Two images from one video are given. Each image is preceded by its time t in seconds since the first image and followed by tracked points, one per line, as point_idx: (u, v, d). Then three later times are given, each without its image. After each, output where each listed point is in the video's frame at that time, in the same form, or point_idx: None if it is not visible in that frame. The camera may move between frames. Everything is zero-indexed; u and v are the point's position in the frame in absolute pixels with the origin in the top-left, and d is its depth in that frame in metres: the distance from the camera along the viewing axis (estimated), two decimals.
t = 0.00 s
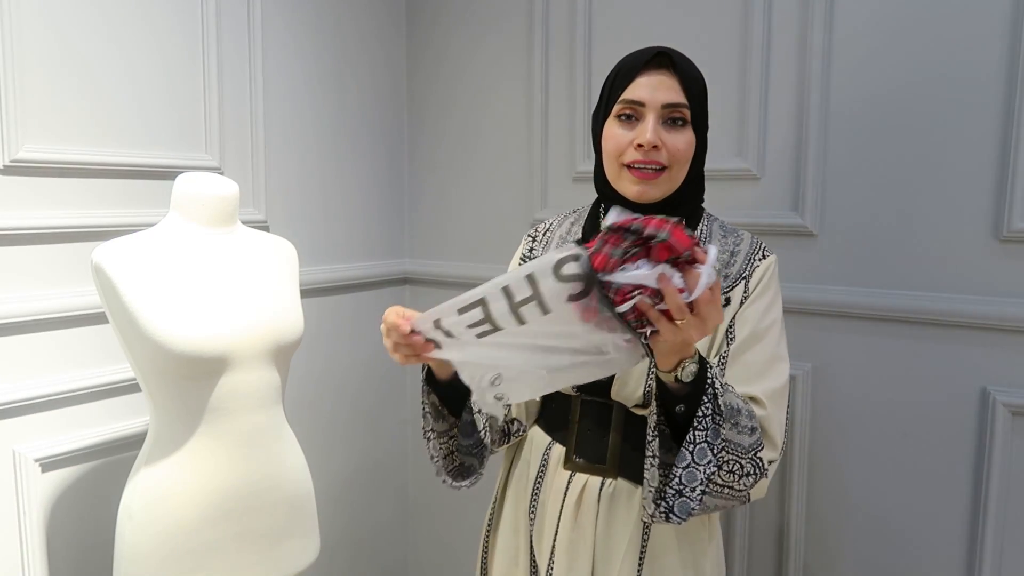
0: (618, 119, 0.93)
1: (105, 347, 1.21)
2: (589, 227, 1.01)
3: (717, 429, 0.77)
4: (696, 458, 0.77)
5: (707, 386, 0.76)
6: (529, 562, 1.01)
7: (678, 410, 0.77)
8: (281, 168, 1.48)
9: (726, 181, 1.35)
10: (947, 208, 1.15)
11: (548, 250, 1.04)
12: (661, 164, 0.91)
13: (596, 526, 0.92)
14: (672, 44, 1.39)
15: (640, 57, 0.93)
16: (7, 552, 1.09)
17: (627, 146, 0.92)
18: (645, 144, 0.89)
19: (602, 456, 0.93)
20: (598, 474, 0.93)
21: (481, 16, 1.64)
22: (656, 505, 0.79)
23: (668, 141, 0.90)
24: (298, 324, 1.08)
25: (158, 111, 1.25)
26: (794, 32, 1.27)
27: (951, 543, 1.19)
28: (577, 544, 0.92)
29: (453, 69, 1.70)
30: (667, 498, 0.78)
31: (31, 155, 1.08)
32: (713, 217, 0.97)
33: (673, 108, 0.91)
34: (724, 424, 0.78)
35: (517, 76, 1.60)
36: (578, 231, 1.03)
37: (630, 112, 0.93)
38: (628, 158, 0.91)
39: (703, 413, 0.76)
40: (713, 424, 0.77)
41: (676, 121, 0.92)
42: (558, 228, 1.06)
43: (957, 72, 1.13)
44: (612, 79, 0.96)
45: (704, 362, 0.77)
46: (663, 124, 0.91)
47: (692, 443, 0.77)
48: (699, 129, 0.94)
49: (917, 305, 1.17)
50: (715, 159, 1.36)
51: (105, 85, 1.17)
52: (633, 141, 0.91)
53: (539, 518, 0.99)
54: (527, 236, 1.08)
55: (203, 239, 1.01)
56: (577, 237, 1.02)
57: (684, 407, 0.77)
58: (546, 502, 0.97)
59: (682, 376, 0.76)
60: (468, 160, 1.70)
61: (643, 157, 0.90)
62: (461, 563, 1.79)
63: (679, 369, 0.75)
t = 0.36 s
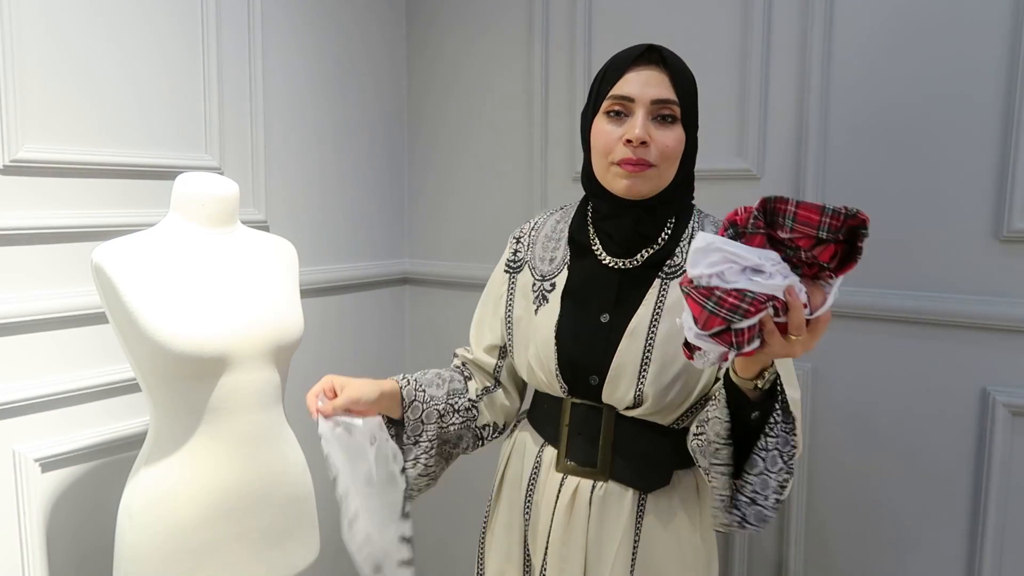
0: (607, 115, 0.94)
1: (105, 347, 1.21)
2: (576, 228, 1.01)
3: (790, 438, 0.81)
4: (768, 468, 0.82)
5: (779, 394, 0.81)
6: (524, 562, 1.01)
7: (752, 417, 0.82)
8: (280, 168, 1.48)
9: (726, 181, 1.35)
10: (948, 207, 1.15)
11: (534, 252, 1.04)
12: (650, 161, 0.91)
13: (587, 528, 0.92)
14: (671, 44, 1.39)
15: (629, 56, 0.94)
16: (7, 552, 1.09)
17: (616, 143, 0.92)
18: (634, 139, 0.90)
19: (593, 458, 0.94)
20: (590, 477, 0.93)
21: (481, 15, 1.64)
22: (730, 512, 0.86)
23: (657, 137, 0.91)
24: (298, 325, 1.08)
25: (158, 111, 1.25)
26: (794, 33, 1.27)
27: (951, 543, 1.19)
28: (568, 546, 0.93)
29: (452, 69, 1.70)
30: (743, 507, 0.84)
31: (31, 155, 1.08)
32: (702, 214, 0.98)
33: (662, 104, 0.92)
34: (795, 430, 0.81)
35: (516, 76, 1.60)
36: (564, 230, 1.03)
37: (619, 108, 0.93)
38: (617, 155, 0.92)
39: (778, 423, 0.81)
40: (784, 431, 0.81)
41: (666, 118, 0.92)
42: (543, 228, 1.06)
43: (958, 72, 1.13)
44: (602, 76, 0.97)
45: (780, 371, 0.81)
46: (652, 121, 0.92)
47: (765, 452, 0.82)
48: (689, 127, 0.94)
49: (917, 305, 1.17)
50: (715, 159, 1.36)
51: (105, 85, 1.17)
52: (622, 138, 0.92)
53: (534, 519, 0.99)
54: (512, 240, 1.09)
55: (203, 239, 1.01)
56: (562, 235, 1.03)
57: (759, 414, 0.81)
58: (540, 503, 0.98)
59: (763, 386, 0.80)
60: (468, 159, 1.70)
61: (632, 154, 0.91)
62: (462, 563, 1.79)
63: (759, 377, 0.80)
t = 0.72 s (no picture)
0: (585, 120, 0.93)
1: (105, 347, 1.21)
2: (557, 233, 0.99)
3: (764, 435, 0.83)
4: (752, 466, 0.82)
5: (755, 394, 0.82)
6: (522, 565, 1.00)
7: (729, 418, 0.82)
8: (281, 168, 1.48)
9: (726, 181, 1.35)
10: (948, 207, 1.15)
11: (514, 258, 1.01)
12: (630, 167, 0.90)
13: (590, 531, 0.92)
14: (671, 44, 1.39)
15: (607, 56, 0.92)
16: (7, 552, 1.09)
17: (595, 149, 0.91)
18: (613, 146, 0.88)
19: (591, 462, 0.93)
20: (589, 480, 0.93)
21: (482, 15, 1.64)
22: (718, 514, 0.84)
23: (637, 143, 0.90)
24: (298, 324, 1.08)
25: (158, 111, 1.25)
26: (793, 33, 1.27)
27: (951, 543, 1.19)
28: (572, 549, 0.93)
29: (451, 69, 1.70)
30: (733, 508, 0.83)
31: (31, 155, 1.08)
32: (680, 211, 0.99)
33: (641, 109, 0.90)
34: (768, 428, 0.84)
35: (516, 77, 1.60)
36: (546, 235, 1.01)
37: (597, 113, 0.92)
38: (596, 162, 0.91)
39: (755, 422, 0.82)
40: (761, 429, 0.83)
41: (644, 122, 0.91)
42: (522, 232, 1.03)
43: (958, 72, 1.13)
44: (578, 78, 0.95)
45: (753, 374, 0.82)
46: (631, 125, 0.91)
47: (747, 452, 0.82)
48: (669, 130, 0.93)
49: (917, 305, 1.17)
50: (715, 159, 1.36)
51: (105, 85, 1.17)
52: (601, 144, 0.90)
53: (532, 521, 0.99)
54: (487, 244, 1.04)
55: (203, 239, 1.01)
56: (546, 241, 1.00)
57: (736, 415, 0.82)
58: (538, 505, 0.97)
59: (739, 390, 0.81)
60: (467, 159, 1.70)
61: (611, 161, 0.89)
62: (462, 563, 1.79)
63: (735, 383, 0.80)
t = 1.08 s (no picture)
0: (562, 118, 0.92)
1: (105, 347, 1.21)
2: (545, 240, 0.93)
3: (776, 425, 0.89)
4: (760, 451, 0.89)
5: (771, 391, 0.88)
6: None
7: (745, 412, 0.90)
8: (281, 167, 1.48)
9: (726, 181, 1.35)
10: (947, 207, 1.15)
11: (500, 270, 0.94)
12: (612, 162, 0.89)
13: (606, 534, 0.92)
14: (671, 44, 1.39)
15: (585, 54, 0.91)
16: (7, 552, 1.09)
17: (575, 145, 0.90)
18: (595, 142, 0.87)
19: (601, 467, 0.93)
20: (602, 485, 0.92)
21: (482, 15, 1.64)
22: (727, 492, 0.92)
23: (618, 138, 0.89)
24: (298, 324, 1.08)
25: (158, 111, 1.25)
26: (794, 33, 1.27)
27: (951, 543, 1.19)
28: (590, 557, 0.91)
29: (451, 69, 1.70)
30: (737, 486, 0.90)
31: (31, 155, 1.08)
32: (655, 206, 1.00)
33: (619, 104, 0.90)
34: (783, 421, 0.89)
35: (515, 77, 1.60)
36: (532, 243, 0.95)
37: (575, 109, 0.91)
38: (577, 159, 0.89)
39: (768, 413, 0.88)
40: (774, 421, 0.89)
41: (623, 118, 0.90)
42: (502, 240, 0.96)
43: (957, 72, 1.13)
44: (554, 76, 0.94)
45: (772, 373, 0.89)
46: (611, 121, 0.90)
47: (757, 438, 0.89)
48: (648, 126, 0.93)
49: (916, 305, 1.17)
50: (715, 159, 1.36)
51: (106, 85, 1.17)
52: (581, 140, 0.89)
53: (541, 533, 0.96)
54: (465, 253, 0.95)
55: (202, 239, 1.01)
56: (535, 250, 0.94)
57: (752, 409, 0.89)
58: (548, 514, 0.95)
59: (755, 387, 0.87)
60: (467, 159, 1.70)
61: (593, 157, 0.88)
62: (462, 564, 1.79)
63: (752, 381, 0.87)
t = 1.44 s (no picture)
0: (585, 164, 0.89)
1: (104, 347, 1.21)
2: (564, 250, 0.96)
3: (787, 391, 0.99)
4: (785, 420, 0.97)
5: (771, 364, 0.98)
6: None
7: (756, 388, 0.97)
8: (280, 167, 1.48)
9: (726, 181, 1.36)
10: (947, 207, 1.15)
11: (525, 283, 0.94)
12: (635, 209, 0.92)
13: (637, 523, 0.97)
14: (671, 44, 1.39)
15: (606, 76, 0.87)
16: (7, 552, 1.09)
17: (601, 197, 0.90)
18: (625, 202, 0.89)
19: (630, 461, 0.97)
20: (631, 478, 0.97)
21: (482, 15, 1.64)
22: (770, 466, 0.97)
23: (642, 188, 0.90)
24: (298, 323, 1.08)
25: (158, 111, 1.25)
26: (794, 33, 1.27)
27: (951, 544, 1.19)
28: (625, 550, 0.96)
29: (451, 69, 1.70)
30: (780, 457, 0.96)
31: (31, 154, 1.08)
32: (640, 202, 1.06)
33: (643, 155, 0.89)
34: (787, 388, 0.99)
35: (515, 77, 1.60)
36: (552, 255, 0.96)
37: (599, 160, 0.88)
38: (603, 208, 0.91)
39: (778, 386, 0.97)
40: (783, 390, 0.98)
41: (644, 163, 0.90)
42: (519, 253, 0.96)
43: (957, 72, 1.13)
44: (570, 105, 0.89)
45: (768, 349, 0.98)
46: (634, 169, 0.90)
47: (778, 409, 0.97)
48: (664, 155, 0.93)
49: (916, 305, 1.17)
50: (715, 159, 1.36)
51: (106, 85, 1.17)
52: (608, 194, 0.89)
53: (574, 537, 0.97)
54: (485, 272, 0.94)
55: (202, 239, 1.01)
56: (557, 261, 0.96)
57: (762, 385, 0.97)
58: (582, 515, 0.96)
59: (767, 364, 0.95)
60: (467, 159, 1.70)
61: (620, 210, 0.90)
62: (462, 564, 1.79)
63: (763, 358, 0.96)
